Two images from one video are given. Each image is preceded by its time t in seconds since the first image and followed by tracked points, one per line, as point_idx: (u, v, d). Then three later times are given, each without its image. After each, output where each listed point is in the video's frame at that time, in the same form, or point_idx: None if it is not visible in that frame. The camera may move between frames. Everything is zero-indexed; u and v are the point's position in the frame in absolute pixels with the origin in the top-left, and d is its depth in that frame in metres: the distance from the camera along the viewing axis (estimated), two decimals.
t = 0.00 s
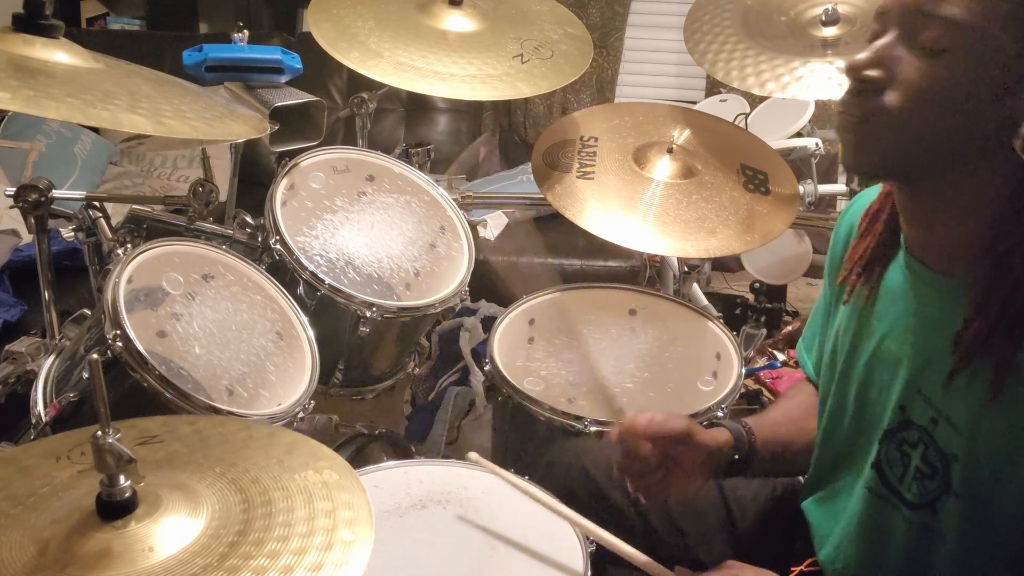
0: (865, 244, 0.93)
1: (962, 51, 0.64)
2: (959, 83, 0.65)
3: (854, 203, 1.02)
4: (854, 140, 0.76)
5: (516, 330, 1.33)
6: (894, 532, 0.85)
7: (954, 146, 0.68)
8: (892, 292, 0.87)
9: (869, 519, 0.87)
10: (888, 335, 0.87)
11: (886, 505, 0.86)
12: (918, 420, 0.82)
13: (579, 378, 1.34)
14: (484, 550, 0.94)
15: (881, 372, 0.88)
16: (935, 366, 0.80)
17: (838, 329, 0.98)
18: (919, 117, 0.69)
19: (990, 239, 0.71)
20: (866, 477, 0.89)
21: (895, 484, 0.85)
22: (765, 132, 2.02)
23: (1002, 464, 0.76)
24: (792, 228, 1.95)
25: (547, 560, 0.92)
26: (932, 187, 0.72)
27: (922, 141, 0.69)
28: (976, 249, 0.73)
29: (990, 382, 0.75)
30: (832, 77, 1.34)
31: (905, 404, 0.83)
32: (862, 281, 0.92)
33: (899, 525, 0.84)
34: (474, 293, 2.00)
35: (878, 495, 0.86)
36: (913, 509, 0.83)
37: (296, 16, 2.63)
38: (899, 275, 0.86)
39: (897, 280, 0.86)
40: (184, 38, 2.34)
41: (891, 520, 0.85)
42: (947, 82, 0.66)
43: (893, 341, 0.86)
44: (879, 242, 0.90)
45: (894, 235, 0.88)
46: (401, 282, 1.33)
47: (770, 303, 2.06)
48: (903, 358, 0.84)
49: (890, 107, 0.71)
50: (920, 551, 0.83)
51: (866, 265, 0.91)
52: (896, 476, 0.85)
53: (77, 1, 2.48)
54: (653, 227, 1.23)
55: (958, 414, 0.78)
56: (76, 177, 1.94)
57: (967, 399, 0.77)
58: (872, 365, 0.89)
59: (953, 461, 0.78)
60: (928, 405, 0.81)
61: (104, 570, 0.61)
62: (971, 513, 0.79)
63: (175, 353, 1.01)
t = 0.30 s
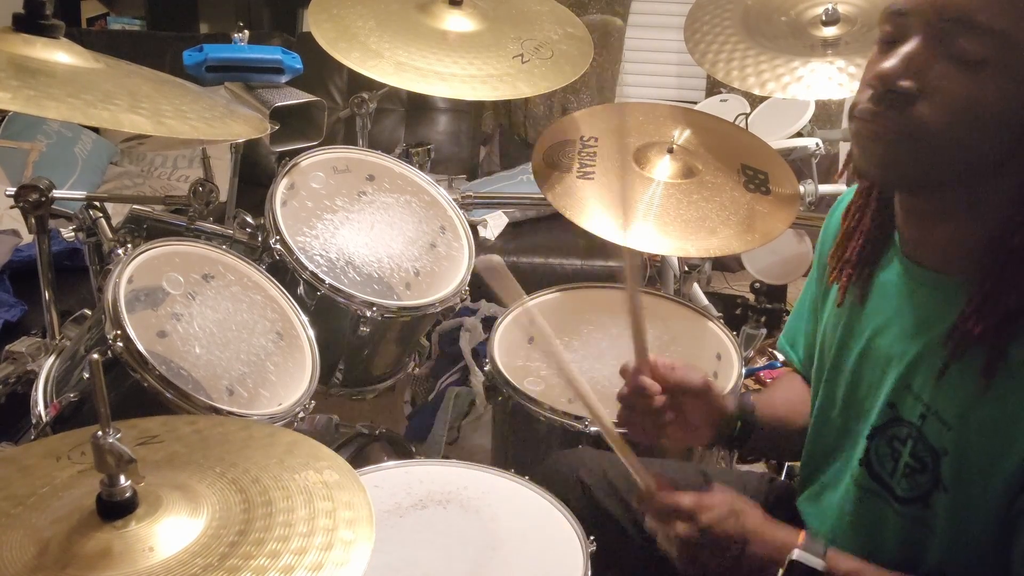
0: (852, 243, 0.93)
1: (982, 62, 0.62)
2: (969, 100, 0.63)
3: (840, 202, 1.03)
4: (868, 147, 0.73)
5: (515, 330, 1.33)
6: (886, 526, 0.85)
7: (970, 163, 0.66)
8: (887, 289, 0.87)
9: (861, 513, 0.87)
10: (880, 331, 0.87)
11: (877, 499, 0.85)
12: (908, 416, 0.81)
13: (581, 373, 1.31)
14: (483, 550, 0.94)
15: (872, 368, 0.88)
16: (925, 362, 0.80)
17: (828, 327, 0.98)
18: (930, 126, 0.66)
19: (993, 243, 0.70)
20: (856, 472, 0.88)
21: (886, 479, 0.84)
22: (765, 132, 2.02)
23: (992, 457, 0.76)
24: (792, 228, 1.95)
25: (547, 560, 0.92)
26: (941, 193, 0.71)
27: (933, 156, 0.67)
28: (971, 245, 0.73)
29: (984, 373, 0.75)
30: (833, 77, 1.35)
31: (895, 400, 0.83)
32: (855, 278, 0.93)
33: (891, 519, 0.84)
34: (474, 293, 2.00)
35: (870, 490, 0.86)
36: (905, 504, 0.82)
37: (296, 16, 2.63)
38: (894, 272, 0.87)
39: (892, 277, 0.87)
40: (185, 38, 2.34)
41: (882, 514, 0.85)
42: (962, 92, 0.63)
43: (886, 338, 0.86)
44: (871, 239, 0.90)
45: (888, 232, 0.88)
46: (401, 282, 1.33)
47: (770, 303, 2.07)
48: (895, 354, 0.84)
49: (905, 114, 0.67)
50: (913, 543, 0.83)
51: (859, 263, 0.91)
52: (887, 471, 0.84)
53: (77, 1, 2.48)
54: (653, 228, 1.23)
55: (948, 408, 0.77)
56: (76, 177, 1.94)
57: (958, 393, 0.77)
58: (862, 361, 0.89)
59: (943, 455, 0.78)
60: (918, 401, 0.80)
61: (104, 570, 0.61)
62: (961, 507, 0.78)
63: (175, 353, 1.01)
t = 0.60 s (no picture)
0: (869, 246, 0.93)
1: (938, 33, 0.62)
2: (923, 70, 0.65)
3: (865, 199, 1.01)
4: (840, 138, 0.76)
5: (516, 330, 1.33)
6: (895, 535, 0.85)
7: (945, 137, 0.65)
8: (898, 296, 0.86)
9: (869, 521, 0.87)
10: (893, 338, 0.86)
11: (886, 507, 0.85)
12: (919, 426, 0.81)
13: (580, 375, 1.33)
14: (484, 550, 0.94)
15: (885, 374, 0.88)
16: (939, 373, 0.80)
17: (842, 330, 0.98)
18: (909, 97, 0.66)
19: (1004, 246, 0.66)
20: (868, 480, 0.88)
21: (896, 487, 0.84)
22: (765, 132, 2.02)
23: (1005, 474, 0.75)
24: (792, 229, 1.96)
25: (547, 560, 0.92)
26: (937, 187, 0.70)
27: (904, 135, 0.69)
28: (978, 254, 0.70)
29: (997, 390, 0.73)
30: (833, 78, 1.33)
31: (907, 409, 0.83)
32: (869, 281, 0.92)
33: (899, 528, 0.84)
34: (474, 293, 2.00)
35: (879, 498, 0.86)
36: (914, 513, 0.82)
37: (296, 16, 2.63)
38: (904, 277, 0.85)
39: (902, 282, 0.86)
40: (185, 38, 2.34)
41: (890, 522, 0.85)
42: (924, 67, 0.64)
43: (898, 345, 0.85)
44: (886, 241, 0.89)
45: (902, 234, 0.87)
46: (401, 282, 1.33)
47: (770, 303, 2.06)
48: (907, 362, 0.84)
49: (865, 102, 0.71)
50: (921, 553, 0.83)
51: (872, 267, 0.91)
52: (896, 479, 0.84)
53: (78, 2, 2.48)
54: (653, 228, 1.23)
55: (959, 422, 0.77)
56: (76, 177, 1.94)
57: (970, 407, 0.76)
58: (875, 368, 0.89)
59: (953, 468, 0.78)
60: (930, 412, 0.80)
61: (104, 571, 0.61)
62: (972, 520, 0.78)
63: (175, 354, 1.01)
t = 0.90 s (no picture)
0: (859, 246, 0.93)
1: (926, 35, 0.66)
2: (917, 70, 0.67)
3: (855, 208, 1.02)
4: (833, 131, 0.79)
5: (517, 330, 1.33)
6: (889, 534, 0.85)
7: (922, 141, 0.69)
8: (885, 293, 0.86)
9: (864, 520, 0.87)
10: (880, 336, 0.86)
11: (880, 506, 0.85)
12: (910, 422, 0.81)
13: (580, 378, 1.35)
14: (484, 550, 0.94)
15: (875, 373, 0.88)
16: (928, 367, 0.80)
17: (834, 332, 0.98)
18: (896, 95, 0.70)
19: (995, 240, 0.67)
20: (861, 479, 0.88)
21: (889, 486, 0.84)
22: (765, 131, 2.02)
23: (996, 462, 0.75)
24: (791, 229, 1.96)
25: (547, 560, 0.92)
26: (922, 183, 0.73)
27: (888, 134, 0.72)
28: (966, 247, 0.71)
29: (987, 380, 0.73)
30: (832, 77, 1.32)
31: (898, 406, 0.83)
32: (860, 277, 0.93)
33: (893, 526, 0.84)
34: (474, 293, 2.00)
35: (873, 497, 0.86)
36: (908, 510, 0.82)
37: (296, 16, 2.63)
38: (892, 274, 0.86)
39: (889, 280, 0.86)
40: (184, 38, 2.34)
41: (886, 521, 0.85)
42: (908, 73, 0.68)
43: (886, 343, 0.85)
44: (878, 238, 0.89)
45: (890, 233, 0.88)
46: (401, 282, 1.33)
47: (770, 303, 2.07)
48: (897, 359, 0.84)
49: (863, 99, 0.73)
50: (917, 550, 0.83)
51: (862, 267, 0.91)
52: (890, 478, 0.85)
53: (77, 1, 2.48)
54: (653, 227, 1.23)
55: (949, 415, 0.77)
56: (76, 178, 1.94)
57: (960, 399, 0.76)
58: (866, 367, 0.89)
59: (945, 462, 0.78)
60: (920, 406, 0.80)
61: (105, 571, 0.61)
62: (966, 513, 0.78)
63: (176, 354, 1.01)
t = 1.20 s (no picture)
0: (858, 243, 0.93)
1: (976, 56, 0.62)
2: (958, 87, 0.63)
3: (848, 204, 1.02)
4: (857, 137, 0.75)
5: (516, 330, 1.33)
6: (888, 527, 0.85)
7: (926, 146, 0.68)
8: (887, 290, 0.87)
9: (861, 513, 0.87)
10: (882, 331, 0.87)
11: (877, 499, 0.85)
12: (908, 415, 0.81)
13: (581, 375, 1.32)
14: (484, 550, 0.94)
15: (874, 368, 0.88)
16: (927, 361, 0.80)
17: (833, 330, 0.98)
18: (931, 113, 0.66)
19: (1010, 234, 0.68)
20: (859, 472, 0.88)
21: (887, 479, 0.84)
22: (765, 132, 2.02)
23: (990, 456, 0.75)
24: (792, 229, 1.96)
25: (547, 560, 0.92)
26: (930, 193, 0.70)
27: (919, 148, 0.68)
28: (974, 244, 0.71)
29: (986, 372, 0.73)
30: (833, 78, 1.34)
31: (895, 399, 0.83)
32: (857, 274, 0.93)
33: (892, 519, 0.84)
34: (474, 292, 2.00)
35: (870, 490, 0.86)
36: (905, 503, 0.82)
37: (296, 16, 2.62)
38: (894, 270, 0.86)
39: (892, 277, 0.86)
40: (184, 38, 2.34)
41: (883, 515, 0.85)
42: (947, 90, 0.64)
43: (887, 339, 0.86)
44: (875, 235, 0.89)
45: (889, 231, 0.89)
46: (401, 282, 1.33)
47: (770, 303, 2.06)
48: (896, 354, 0.84)
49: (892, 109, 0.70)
50: (914, 544, 0.83)
51: (863, 263, 0.91)
52: (887, 471, 0.84)
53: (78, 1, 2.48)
54: (653, 227, 1.23)
55: (947, 407, 0.77)
56: (76, 178, 1.94)
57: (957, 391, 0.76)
58: (864, 363, 0.90)
59: (941, 454, 0.78)
60: (918, 399, 0.80)
61: (105, 571, 0.62)
62: (961, 507, 0.78)
63: (176, 354, 1.01)
